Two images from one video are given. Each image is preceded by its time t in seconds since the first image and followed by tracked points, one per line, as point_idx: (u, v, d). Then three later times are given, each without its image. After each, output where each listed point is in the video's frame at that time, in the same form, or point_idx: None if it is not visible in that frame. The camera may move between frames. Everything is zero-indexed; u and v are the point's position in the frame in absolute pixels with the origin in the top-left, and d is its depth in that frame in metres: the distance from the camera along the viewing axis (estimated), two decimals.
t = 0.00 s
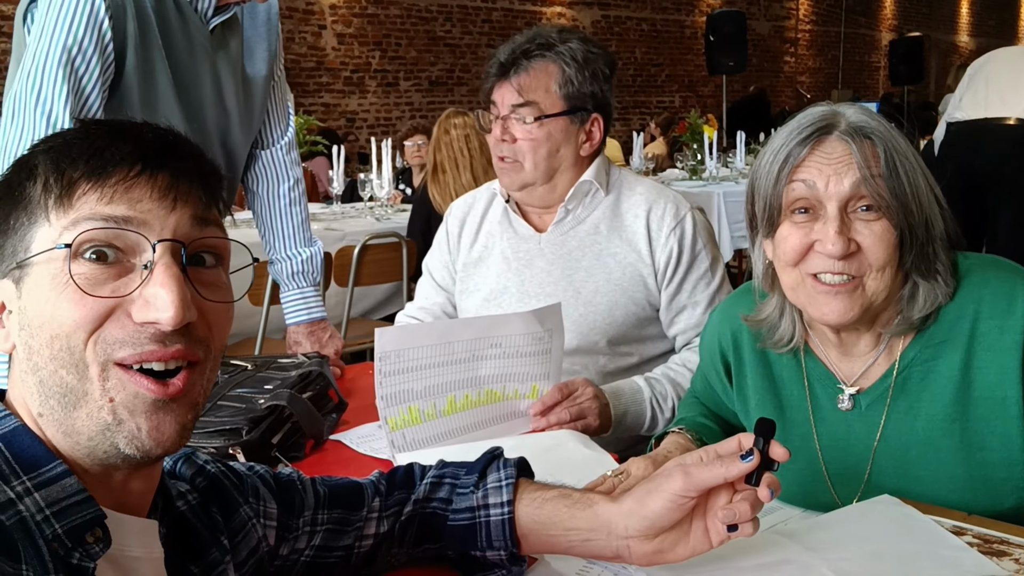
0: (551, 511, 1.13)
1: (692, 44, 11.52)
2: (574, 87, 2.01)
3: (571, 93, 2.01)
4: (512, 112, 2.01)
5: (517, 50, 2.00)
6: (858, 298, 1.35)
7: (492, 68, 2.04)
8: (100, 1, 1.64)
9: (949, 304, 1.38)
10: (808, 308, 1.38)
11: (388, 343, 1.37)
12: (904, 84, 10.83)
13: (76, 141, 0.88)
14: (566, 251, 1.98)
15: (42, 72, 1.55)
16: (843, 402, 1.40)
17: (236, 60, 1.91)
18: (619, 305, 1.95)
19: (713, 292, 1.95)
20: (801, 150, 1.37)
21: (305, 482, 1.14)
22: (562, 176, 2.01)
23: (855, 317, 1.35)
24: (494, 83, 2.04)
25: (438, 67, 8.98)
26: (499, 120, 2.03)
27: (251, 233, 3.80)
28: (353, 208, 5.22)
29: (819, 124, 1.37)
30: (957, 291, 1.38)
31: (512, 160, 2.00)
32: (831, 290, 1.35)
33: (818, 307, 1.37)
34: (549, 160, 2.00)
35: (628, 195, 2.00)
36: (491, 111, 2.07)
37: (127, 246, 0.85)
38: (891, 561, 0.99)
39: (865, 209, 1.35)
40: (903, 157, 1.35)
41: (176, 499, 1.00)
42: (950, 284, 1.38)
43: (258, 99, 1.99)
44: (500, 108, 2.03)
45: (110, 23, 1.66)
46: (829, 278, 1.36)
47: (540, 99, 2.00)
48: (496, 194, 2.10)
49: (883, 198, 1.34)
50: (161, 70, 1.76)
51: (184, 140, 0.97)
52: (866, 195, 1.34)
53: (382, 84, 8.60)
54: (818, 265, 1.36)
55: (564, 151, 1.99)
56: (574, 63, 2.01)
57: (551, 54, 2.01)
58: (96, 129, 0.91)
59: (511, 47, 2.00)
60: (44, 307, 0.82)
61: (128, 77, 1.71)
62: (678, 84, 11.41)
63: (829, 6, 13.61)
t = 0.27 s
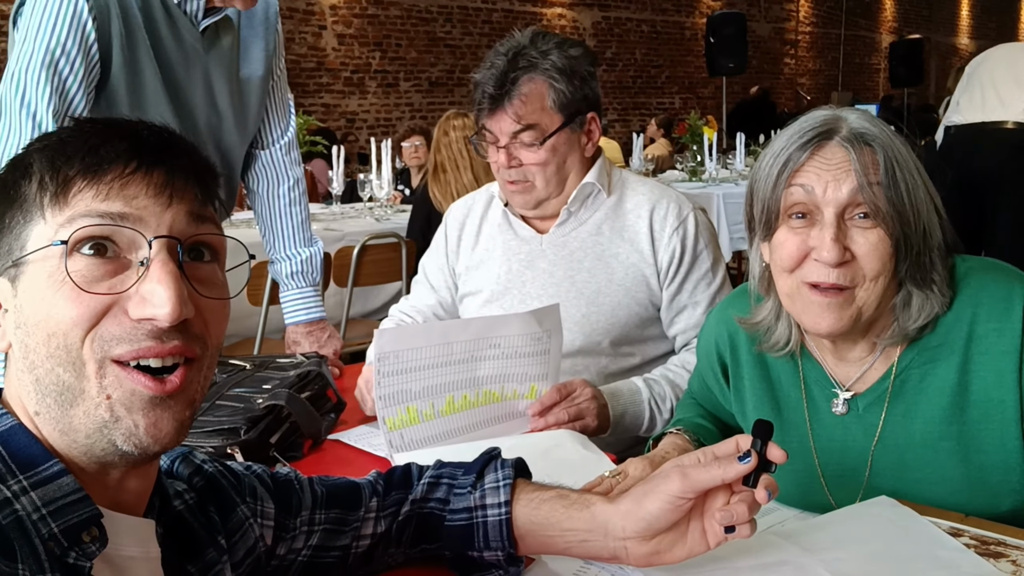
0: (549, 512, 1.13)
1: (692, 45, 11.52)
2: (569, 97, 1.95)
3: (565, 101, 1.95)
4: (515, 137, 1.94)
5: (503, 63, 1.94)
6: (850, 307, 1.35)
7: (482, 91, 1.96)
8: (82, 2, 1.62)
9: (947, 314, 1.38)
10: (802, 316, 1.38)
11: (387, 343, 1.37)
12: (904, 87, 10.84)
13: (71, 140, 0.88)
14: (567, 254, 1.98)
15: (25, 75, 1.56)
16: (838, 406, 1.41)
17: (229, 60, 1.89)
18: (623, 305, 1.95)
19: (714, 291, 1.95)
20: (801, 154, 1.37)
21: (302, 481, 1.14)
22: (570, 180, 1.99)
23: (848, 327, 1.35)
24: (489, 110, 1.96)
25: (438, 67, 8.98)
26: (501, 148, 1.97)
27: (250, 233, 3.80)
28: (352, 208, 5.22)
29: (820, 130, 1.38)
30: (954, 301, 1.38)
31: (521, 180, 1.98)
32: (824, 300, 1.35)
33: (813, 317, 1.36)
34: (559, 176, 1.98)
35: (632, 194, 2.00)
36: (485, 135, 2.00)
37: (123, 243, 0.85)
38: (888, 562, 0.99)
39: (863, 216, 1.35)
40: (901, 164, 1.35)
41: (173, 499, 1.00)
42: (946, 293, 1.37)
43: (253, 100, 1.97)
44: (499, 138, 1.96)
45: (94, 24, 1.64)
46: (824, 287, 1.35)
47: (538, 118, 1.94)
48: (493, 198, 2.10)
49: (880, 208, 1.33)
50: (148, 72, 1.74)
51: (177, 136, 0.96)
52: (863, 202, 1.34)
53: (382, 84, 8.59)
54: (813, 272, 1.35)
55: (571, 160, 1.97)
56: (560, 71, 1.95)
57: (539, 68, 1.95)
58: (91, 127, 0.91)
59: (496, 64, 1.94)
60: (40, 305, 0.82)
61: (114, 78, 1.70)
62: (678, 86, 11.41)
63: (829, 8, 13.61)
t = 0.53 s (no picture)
0: (549, 514, 1.13)
1: (692, 47, 11.52)
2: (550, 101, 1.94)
3: (547, 104, 1.94)
4: (500, 145, 1.94)
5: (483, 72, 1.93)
6: (853, 309, 1.35)
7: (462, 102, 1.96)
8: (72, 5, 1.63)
9: (948, 315, 1.38)
10: (805, 319, 1.39)
11: (387, 343, 1.38)
12: (905, 89, 10.84)
13: (71, 141, 0.88)
14: (564, 258, 1.98)
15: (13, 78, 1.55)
16: (840, 410, 1.41)
17: (221, 63, 1.91)
18: (621, 309, 1.95)
19: (713, 294, 1.94)
20: (800, 157, 1.37)
21: (303, 483, 1.14)
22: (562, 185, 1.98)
23: (851, 328, 1.35)
24: (472, 120, 1.96)
25: (438, 68, 8.98)
26: (488, 158, 1.96)
27: (250, 234, 3.80)
28: (352, 209, 5.21)
29: (817, 133, 1.38)
30: (955, 302, 1.38)
31: (512, 188, 1.97)
32: (827, 300, 1.35)
33: (817, 319, 1.37)
34: (549, 180, 1.98)
35: (628, 198, 2.00)
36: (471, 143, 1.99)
37: (123, 246, 0.85)
38: (888, 565, 0.99)
39: (864, 218, 1.35)
40: (902, 164, 1.35)
41: (174, 500, 1.00)
42: (946, 295, 1.37)
43: (249, 103, 1.97)
44: (486, 147, 1.95)
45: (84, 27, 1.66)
46: (827, 288, 1.36)
47: (522, 124, 1.93)
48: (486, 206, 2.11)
49: (881, 207, 1.34)
50: (139, 76, 1.76)
51: (179, 137, 0.96)
52: (865, 203, 1.34)
53: (382, 85, 8.60)
54: (817, 274, 1.35)
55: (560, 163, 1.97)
56: (539, 76, 1.94)
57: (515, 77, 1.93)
58: (92, 129, 0.91)
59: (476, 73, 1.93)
60: (41, 307, 0.82)
61: (104, 80, 1.72)
62: (678, 87, 11.41)
63: (829, 10, 13.61)
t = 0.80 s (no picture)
0: (548, 515, 1.13)
1: (692, 49, 11.53)
2: (531, 103, 1.94)
3: (528, 108, 1.94)
4: (484, 151, 1.95)
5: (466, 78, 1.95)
6: (853, 309, 1.35)
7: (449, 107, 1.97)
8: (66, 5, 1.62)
9: (944, 319, 1.38)
10: (804, 316, 1.39)
11: (388, 344, 1.38)
12: (904, 91, 10.84)
13: (71, 142, 0.88)
14: (561, 260, 1.99)
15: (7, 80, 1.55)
16: (839, 414, 1.41)
17: (218, 64, 1.90)
18: (618, 312, 1.95)
19: (711, 295, 1.94)
20: (800, 157, 1.37)
21: (302, 484, 1.14)
22: (552, 189, 1.98)
23: (850, 328, 1.35)
24: (456, 127, 1.98)
25: (438, 69, 8.98)
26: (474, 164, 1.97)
27: (250, 234, 3.80)
28: (352, 210, 5.21)
29: (817, 132, 1.38)
30: (952, 307, 1.38)
31: (501, 194, 1.98)
32: (827, 298, 1.35)
33: (813, 314, 1.37)
34: (536, 181, 1.97)
35: (623, 200, 1.99)
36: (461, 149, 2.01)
37: (123, 247, 0.85)
38: (886, 566, 0.99)
39: (862, 218, 1.35)
40: (902, 164, 1.35)
41: (173, 501, 1.00)
42: (944, 297, 1.38)
43: (246, 104, 1.97)
44: (473, 152, 1.97)
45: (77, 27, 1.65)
46: (824, 287, 1.36)
47: (504, 129, 1.93)
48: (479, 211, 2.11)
49: (880, 208, 1.34)
50: (136, 78, 1.76)
51: (181, 139, 0.97)
52: (863, 205, 1.35)
53: (382, 86, 8.60)
54: (813, 272, 1.36)
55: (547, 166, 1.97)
56: (519, 80, 1.94)
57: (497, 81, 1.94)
58: (93, 129, 0.91)
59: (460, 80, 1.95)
60: (43, 308, 0.82)
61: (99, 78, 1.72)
62: (678, 89, 11.42)
63: (829, 12, 13.62)
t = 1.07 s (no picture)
0: (545, 522, 1.13)
1: (692, 51, 11.53)
2: (527, 108, 1.94)
3: (525, 111, 1.94)
4: (481, 155, 1.95)
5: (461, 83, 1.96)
6: (857, 312, 1.35)
7: (446, 112, 1.97)
8: None
9: (946, 324, 1.38)
10: (806, 320, 1.39)
11: (387, 348, 1.37)
12: (904, 95, 10.85)
13: (73, 143, 0.88)
14: (559, 263, 1.99)
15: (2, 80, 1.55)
16: (838, 419, 1.41)
17: (209, 61, 1.87)
18: (616, 315, 1.95)
19: (709, 299, 1.95)
20: (802, 161, 1.38)
21: (300, 487, 1.14)
22: (549, 192, 1.99)
23: (851, 331, 1.36)
24: (453, 131, 1.98)
25: (438, 70, 8.99)
26: (472, 168, 1.98)
27: (249, 235, 3.80)
28: (351, 211, 5.21)
29: (822, 135, 1.39)
30: (954, 311, 1.38)
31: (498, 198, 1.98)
32: (829, 302, 1.35)
33: (815, 318, 1.37)
34: (534, 186, 1.97)
35: (622, 204, 1.99)
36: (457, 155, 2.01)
37: (124, 252, 0.85)
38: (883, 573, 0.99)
39: (865, 221, 1.36)
40: (904, 171, 1.36)
41: (171, 504, 0.99)
42: (946, 303, 1.38)
43: (241, 103, 1.93)
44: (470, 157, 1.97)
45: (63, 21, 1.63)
46: (827, 289, 1.36)
47: (501, 132, 1.94)
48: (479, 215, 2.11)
49: (883, 211, 1.34)
50: (124, 72, 1.73)
51: (184, 142, 0.97)
52: (869, 207, 1.35)
53: (382, 86, 8.60)
54: (816, 275, 1.37)
55: (543, 168, 1.97)
56: (515, 83, 1.95)
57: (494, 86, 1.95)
58: (93, 131, 0.91)
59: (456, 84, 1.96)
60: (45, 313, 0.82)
61: (88, 76, 1.69)
62: (677, 91, 11.43)
63: (829, 16, 13.63)
